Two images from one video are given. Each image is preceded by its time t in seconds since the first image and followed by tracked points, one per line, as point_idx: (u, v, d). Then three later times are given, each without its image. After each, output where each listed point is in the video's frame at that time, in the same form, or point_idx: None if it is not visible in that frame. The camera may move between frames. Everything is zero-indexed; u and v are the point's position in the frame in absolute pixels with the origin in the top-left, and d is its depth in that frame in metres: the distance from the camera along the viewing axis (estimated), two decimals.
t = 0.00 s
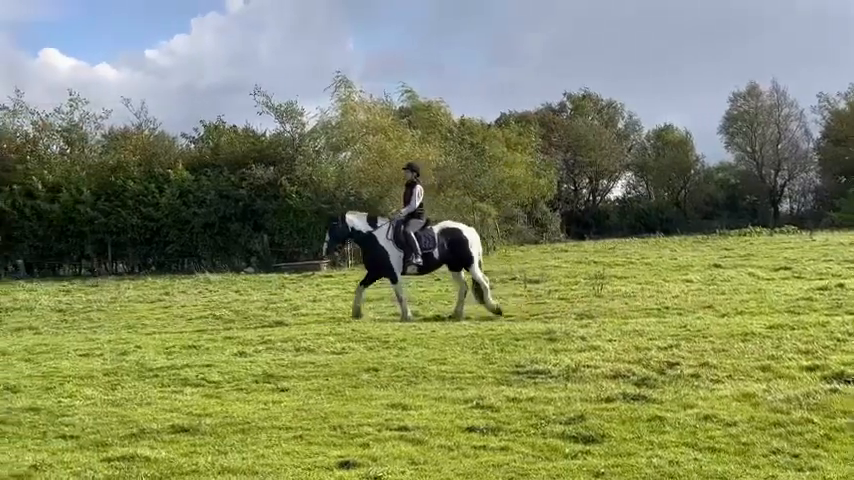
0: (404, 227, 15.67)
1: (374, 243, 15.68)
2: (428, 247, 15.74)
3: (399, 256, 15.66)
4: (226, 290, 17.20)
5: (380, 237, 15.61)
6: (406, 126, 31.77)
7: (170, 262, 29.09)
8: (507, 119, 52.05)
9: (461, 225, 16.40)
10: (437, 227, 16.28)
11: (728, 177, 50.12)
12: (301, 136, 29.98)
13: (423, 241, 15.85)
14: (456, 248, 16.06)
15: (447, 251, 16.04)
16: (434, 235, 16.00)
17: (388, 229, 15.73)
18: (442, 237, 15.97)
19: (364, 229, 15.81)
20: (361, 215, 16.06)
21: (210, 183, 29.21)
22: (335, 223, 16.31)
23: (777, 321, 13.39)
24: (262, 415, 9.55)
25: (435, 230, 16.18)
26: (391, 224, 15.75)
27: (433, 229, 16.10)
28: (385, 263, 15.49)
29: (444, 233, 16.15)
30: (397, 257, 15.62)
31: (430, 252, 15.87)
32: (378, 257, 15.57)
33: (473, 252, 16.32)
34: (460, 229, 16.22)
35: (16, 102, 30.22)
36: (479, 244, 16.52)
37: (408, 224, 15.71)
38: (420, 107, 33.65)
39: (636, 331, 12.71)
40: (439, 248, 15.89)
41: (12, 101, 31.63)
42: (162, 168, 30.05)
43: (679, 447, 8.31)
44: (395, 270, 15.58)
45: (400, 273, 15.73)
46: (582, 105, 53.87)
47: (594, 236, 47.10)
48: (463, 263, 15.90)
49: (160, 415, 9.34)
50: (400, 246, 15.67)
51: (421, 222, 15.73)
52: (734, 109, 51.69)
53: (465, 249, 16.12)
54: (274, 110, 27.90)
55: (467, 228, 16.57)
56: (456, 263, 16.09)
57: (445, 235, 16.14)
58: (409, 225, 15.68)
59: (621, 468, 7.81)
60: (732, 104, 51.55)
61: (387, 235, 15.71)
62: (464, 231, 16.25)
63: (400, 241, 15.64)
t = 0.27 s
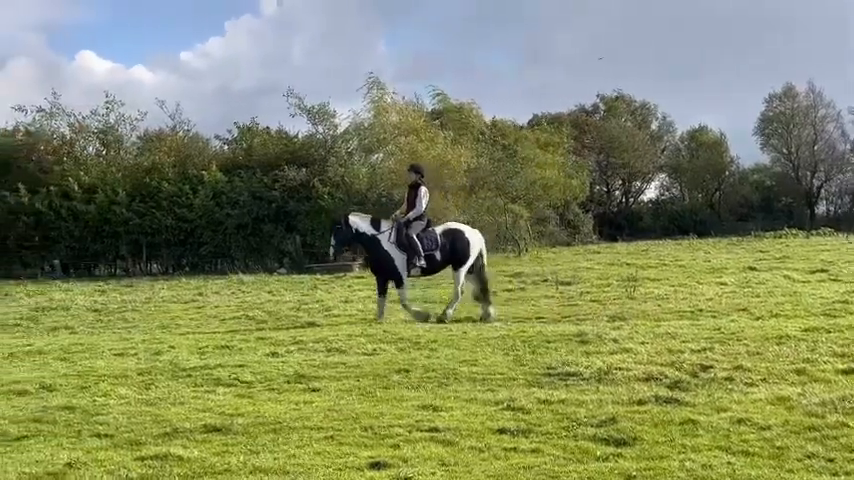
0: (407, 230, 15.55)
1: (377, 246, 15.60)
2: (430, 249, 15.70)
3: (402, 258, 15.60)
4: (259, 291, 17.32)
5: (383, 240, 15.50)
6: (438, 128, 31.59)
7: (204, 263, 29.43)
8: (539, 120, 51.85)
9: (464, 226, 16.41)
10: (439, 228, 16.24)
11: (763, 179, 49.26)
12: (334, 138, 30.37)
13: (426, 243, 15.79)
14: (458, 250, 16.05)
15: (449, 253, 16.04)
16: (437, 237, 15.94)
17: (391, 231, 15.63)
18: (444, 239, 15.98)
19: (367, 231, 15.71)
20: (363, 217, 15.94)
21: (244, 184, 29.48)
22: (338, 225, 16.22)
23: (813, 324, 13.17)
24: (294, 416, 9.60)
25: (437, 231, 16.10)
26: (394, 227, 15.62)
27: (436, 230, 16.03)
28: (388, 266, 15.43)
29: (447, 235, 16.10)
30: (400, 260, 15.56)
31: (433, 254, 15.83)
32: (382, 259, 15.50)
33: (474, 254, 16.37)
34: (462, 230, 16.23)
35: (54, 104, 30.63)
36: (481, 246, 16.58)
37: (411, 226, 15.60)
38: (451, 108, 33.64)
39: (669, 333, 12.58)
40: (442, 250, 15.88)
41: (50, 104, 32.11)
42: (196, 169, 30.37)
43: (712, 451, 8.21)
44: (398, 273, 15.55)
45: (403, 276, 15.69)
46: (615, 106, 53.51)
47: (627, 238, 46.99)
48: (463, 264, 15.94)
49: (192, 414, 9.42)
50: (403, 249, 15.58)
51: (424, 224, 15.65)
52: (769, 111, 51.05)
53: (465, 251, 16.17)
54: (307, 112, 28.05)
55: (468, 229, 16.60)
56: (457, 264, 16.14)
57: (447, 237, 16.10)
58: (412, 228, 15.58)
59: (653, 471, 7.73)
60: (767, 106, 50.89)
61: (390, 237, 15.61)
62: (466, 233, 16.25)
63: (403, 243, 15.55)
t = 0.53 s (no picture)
0: (412, 232, 15.52)
1: (380, 248, 15.57)
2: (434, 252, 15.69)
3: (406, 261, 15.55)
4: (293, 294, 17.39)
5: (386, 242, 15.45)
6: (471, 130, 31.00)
7: (238, 264, 29.63)
8: (573, 122, 51.53)
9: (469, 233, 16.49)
10: (443, 233, 16.34)
11: (800, 181, 48.43)
12: (367, 140, 30.32)
13: (430, 247, 15.80)
14: (463, 254, 16.13)
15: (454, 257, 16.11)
16: (441, 241, 15.97)
17: (395, 233, 15.62)
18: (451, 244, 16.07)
19: (371, 233, 15.71)
20: (367, 221, 15.97)
21: (277, 185, 29.68)
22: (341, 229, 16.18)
23: (852, 328, 12.94)
24: (327, 417, 9.63)
25: (442, 236, 16.16)
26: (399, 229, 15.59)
27: (440, 235, 16.06)
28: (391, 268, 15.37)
29: (452, 239, 16.23)
30: (403, 263, 15.50)
31: (437, 258, 15.86)
32: (385, 261, 15.46)
33: (483, 260, 16.34)
34: (468, 235, 16.28)
35: (92, 107, 31.07)
36: (489, 251, 16.54)
37: (416, 229, 15.58)
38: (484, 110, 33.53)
39: (704, 337, 12.43)
40: (446, 254, 15.97)
41: (87, 106, 32.48)
42: (230, 171, 30.59)
43: (749, 455, 8.10)
44: (400, 275, 15.46)
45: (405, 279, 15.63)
46: (649, 108, 53.04)
47: (661, 240, 46.77)
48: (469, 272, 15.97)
49: (227, 415, 9.48)
50: (406, 251, 15.53)
51: (429, 228, 15.69)
52: (806, 112, 50.59)
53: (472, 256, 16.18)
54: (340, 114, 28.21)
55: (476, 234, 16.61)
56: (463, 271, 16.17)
57: (452, 240, 16.20)
58: (417, 230, 15.59)
59: (689, 476, 7.65)
60: (804, 107, 50.42)
61: (394, 240, 15.56)
62: (471, 237, 16.33)
63: (407, 245, 15.53)
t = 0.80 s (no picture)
0: (416, 233, 15.38)
1: (385, 247, 15.57)
2: (439, 254, 15.44)
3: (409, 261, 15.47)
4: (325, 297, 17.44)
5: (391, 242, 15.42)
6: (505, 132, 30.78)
7: (273, 267, 29.52)
8: (607, 123, 51.31)
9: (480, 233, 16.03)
10: (451, 234, 15.91)
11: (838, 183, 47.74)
12: (401, 143, 30.77)
13: (435, 248, 15.52)
14: (471, 256, 15.71)
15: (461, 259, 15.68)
16: (446, 242, 15.60)
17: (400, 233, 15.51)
18: (458, 245, 15.64)
19: (377, 231, 15.71)
20: (375, 218, 15.94)
21: (312, 187, 29.76)
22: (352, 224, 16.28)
23: None
24: (363, 419, 9.65)
25: (450, 237, 15.80)
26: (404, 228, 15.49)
27: (446, 235, 15.68)
28: (393, 268, 15.37)
29: (459, 240, 15.78)
30: (406, 263, 15.45)
31: (441, 260, 15.56)
32: (388, 261, 15.47)
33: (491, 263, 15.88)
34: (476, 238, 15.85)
35: (129, 110, 31.46)
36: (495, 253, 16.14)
37: (421, 229, 15.41)
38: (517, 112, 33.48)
39: (741, 341, 12.29)
40: (452, 255, 15.56)
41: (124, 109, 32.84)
42: (265, 174, 30.74)
43: (788, 461, 8.01)
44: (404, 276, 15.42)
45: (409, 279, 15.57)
46: (684, 110, 52.67)
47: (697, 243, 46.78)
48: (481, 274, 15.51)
49: (264, 416, 9.53)
50: (411, 252, 15.42)
51: (433, 228, 15.41)
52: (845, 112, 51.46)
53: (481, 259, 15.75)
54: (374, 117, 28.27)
55: (482, 236, 16.17)
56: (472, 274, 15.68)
57: (459, 241, 15.77)
58: (421, 231, 15.38)
59: None
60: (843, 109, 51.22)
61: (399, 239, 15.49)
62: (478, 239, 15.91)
63: (411, 246, 15.41)
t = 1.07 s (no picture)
0: (425, 238, 15.59)
1: (394, 251, 15.64)
2: (447, 259, 15.70)
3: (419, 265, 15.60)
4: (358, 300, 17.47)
5: (400, 247, 15.55)
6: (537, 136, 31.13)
7: (307, 269, 29.30)
8: (642, 126, 51.15)
9: (485, 238, 16.36)
10: (457, 239, 16.23)
11: None
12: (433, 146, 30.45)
13: (443, 253, 15.79)
14: (478, 261, 16.00)
15: (468, 263, 15.98)
16: (454, 247, 15.93)
17: (409, 237, 15.66)
18: (465, 250, 15.96)
19: (385, 236, 15.76)
20: (381, 222, 16.00)
21: (344, 190, 29.61)
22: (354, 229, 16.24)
23: None
24: (400, 421, 9.66)
25: (456, 242, 16.10)
26: (412, 233, 15.65)
27: (453, 241, 16.01)
28: (403, 273, 15.46)
29: (466, 246, 16.11)
30: (416, 267, 15.56)
31: (449, 264, 15.83)
32: (398, 265, 15.52)
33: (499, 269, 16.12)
34: (483, 243, 16.14)
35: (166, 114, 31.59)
36: (503, 259, 16.40)
37: (429, 235, 15.65)
38: (551, 115, 33.39)
39: (779, 345, 12.16)
40: (460, 260, 15.88)
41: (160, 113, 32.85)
42: (299, 176, 30.66)
43: (830, 466, 7.91)
44: (413, 281, 15.55)
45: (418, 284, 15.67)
46: (720, 112, 52.21)
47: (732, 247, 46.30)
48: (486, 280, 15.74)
49: (301, 418, 9.56)
50: (419, 257, 15.60)
51: (442, 233, 15.71)
52: None
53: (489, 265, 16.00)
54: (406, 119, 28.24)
55: (492, 242, 16.45)
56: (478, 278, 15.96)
57: (466, 247, 16.10)
58: (430, 235, 15.64)
59: None
60: None
61: (408, 244, 15.64)
62: (487, 244, 16.20)
63: (420, 251, 15.59)
